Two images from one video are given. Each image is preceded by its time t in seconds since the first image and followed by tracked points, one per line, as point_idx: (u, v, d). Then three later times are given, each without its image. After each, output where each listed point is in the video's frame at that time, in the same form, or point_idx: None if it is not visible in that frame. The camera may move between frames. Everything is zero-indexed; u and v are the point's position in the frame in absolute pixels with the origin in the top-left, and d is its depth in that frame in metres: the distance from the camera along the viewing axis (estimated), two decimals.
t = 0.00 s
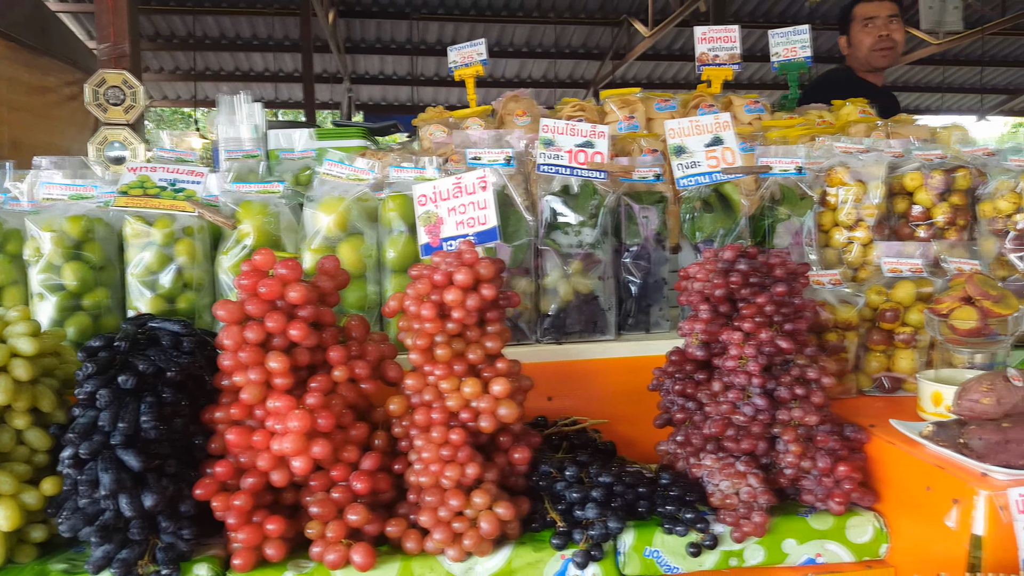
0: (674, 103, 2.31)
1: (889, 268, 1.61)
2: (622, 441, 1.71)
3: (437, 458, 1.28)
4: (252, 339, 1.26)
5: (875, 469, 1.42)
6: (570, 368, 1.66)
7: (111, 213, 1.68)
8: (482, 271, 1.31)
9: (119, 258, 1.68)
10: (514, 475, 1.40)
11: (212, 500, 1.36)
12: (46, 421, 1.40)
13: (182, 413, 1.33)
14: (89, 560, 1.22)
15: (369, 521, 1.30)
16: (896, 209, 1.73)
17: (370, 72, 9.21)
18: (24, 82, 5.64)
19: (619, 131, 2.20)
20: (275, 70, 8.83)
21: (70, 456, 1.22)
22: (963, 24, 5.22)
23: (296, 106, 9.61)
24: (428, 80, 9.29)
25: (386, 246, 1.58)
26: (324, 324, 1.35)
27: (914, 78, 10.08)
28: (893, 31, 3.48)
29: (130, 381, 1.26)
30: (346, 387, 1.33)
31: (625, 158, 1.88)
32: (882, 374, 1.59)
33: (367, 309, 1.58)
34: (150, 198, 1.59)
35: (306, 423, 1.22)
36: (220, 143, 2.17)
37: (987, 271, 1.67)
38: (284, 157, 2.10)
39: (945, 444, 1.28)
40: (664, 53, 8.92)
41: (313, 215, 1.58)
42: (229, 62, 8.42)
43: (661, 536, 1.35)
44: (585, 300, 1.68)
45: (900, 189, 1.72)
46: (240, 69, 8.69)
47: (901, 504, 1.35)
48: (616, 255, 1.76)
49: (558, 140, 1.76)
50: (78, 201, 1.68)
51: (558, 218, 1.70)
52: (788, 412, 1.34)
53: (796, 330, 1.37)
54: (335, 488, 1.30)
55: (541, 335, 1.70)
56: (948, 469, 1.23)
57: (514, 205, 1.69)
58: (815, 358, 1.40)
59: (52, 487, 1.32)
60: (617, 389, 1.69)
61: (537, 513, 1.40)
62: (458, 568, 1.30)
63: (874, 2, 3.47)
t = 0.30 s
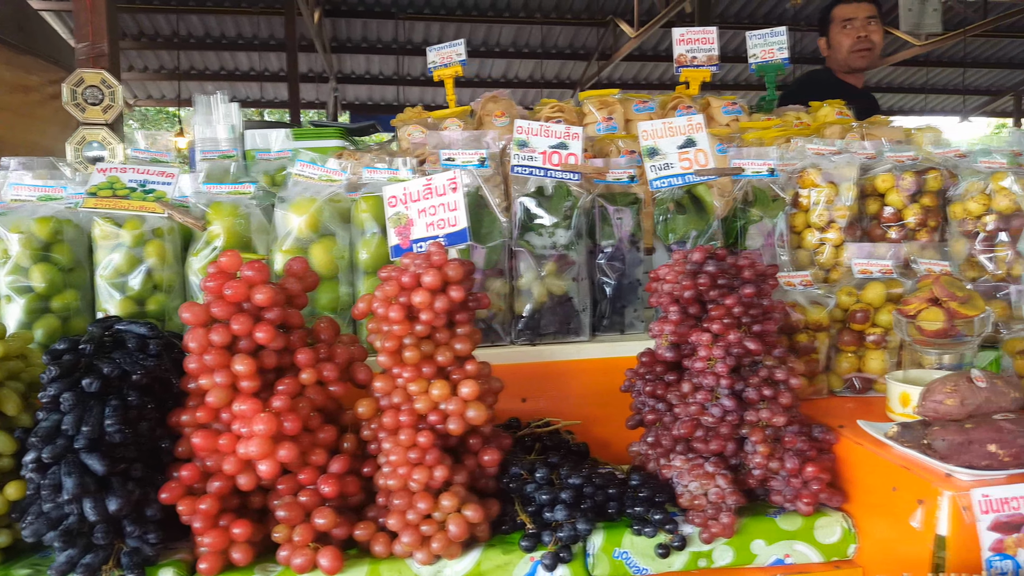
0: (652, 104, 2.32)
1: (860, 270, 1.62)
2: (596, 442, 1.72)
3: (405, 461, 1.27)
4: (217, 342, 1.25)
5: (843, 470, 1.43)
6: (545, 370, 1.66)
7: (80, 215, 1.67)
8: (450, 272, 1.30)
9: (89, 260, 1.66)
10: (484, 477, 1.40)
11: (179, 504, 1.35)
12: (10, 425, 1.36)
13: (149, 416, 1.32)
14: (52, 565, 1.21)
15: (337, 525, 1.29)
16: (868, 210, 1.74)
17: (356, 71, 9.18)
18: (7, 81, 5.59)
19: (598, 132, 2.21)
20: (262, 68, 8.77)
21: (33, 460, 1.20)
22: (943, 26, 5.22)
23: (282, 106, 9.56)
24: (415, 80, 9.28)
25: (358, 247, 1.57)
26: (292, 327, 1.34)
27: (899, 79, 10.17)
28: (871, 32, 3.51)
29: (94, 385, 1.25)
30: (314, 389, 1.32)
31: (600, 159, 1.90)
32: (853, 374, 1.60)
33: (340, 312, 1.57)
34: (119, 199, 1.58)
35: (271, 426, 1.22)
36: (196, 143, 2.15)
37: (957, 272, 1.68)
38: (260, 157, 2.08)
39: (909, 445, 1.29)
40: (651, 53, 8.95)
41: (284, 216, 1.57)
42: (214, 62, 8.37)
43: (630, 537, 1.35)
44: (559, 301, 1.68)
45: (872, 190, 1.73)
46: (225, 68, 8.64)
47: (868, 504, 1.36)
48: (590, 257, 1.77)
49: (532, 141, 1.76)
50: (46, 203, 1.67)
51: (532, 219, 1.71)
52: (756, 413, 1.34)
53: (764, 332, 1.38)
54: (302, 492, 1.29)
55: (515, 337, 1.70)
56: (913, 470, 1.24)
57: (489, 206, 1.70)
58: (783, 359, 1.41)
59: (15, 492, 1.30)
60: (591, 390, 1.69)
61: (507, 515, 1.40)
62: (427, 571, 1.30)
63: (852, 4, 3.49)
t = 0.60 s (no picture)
0: (631, 106, 2.31)
1: (831, 272, 1.62)
2: (570, 444, 1.72)
3: (372, 466, 1.27)
4: (183, 346, 1.24)
5: (811, 472, 1.44)
6: (519, 372, 1.66)
7: (50, 218, 1.66)
8: (418, 276, 1.30)
9: (59, 263, 1.65)
10: (453, 481, 1.40)
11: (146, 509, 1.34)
12: None
13: (115, 421, 1.31)
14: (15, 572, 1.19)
15: (305, 529, 1.28)
16: (840, 213, 1.74)
17: (343, 71, 9.16)
18: None
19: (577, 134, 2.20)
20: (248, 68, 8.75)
21: None
22: (924, 28, 5.25)
23: (270, 106, 9.53)
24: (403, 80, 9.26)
25: (331, 250, 1.56)
26: (259, 330, 1.34)
27: (885, 80, 10.23)
28: (848, 35, 3.53)
29: (58, 389, 1.24)
30: (282, 394, 1.32)
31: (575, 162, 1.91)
32: (824, 376, 1.61)
33: (313, 315, 1.56)
34: (89, 202, 1.57)
35: (237, 431, 1.21)
36: (173, 144, 2.13)
37: (927, 275, 1.69)
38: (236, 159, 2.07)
39: (873, 447, 1.30)
40: (639, 53, 8.97)
41: (256, 218, 1.57)
42: (200, 61, 8.34)
43: (599, 540, 1.35)
44: (533, 303, 1.68)
45: (844, 193, 1.74)
46: (212, 68, 8.60)
47: (835, 506, 1.37)
48: (565, 259, 1.78)
49: (506, 144, 1.76)
50: (15, 205, 1.65)
51: (506, 222, 1.71)
52: (723, 415, 1.35)
53: (732, 335, 1.38)
54: (269, 497, 1.29)
55: (490, 339, 1.70)
56: (879, 472, 1.25)
57: (463, 209, 1.71)
58: (752, 362, 1.41)
59: None
60: (565, 392, 1.70)
61: (477, 518, 1.40)
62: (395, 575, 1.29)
63: (830, 6, 3.51)
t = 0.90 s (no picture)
0: (611, 108, 2.29)
1: (803, 274, 1.64)
2: (545, 445, 1.73)
3: (340, 468, 1.27)
4: (150, 349, 1.24)
5: (780, 472, 1.45)
6: (494, 374, 1.66)
7: (21, 219, 1.64)
8: (387, 278, 1.30)
9: (30, 265, 1.63)
10: (424, 483, 1.41)
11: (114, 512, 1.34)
12: None
13: (82, 424, 1.31)
14: None
15: (274, 532, 1.28)
16: (814, 215, 1.76)
17: (332, 71, 9.16)
18: None
19: (557, 136, 2.22)
20: (236, 67, 8.72)
21: None
22: (907, 29, 5.28)
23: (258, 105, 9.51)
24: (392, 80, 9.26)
25: (305, 252, 1.56)
26: (228, 333, 1.34)
27: (874, 81, 10.28)
28: (830, 36, 3.54)
29: (25, 392, 1.23)
30: (251, 396, 1.32)
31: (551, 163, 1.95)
32: (796, 377, 1.62)
33: (286, 316, 1.57)
34: (60, 203, 1.56)
35: (203, 434, 1.21)
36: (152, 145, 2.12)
37: (900, 277, 1.71)
38: (214, 160, 2.07)
39: (839, 448, 1.31)
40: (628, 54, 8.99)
41: (228, 220, 1.57)
42: (187, 61, 8.31)
43: (569, 541, 1.36)
44: (508, 305, 1.68)
45: (818, 195, 1.75)
46: (199, 67, 8.57)
47: (804, 506, 1.38)
48: (541, 261, 1.79)
49: (481, 146, 1.78)
50: None
51: (481, 224, 1.71)
52: (692, 416, 1.36)
53: (701, 336, 1.39)
54: (238, 500, 1.29)
55: (465, 341, 1.70)
56: (845, 473, 1.26)
57: (438, 211, 1.71)
58: (722, 363, 1.42)
59: None
60: (540, 393, 1.70)
61: (448, 520, 1.40)
62: None
63: (812, 7, 3.52)
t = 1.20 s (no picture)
0: (594, 108, 2.29)
1: (778, 273, 1.66)
2: (523, 444, 1.73)
3: (313, 467, 1.27)
4: (121, 348, 1.23)
5: (754, 470, 1.46)
6: (472, 373, 1.66)
7: None
8: (360, 277, 1.31)
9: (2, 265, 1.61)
10: (400, 482, 1.41)
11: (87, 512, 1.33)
12: None
13: (54, 423, 1.30)
14: None
15: (247, 531, 1.28)
16: (792, 214, 1.77)
17: (321, 70, 9.15)
18: None
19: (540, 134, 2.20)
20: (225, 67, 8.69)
21: None
22: (891, 30, 5.32)
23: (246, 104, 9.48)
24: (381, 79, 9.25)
25: (281, 250, 1.56)
26: (200, 331, 1.34)
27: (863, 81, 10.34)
28: (812, 36, 3.56)
29: None
30: (224, 396, 1.32)
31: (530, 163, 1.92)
32: (773, 375, 1.63)
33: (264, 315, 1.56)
34: (34, 202, 1.56)
35: (175, 433, 1.20)
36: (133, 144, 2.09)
37: (876, 275, 1.73)
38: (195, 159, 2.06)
39: (810, 445, 1.32)
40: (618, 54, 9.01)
41: (204, 219, 1.56)
42: (175, 59, 8.28)
43: (544, 539, 1.36)
44: (487, 303, 1.68)
45: (796, 195, 1.77)
46: (187, 66, 8.52)
47: (776, 503, 1.39)
48: (521, 260, 1.79)
49: (460, 144, 1.77)
50: None
51: (460, 223, 1.71)
52: (666, 414, 1.37)
53: (675, 334, 1.40)
54: (211, 499, 1.28)
55: (444, 340, 1.70)
56: (817, 470, 1.27)
57: (417, 210, 1.71)
58: (696, 361, 1.43)
59: None
60: (519, 392, 1.70)
61: (423, 519, 1.40)
62: None
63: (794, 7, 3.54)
